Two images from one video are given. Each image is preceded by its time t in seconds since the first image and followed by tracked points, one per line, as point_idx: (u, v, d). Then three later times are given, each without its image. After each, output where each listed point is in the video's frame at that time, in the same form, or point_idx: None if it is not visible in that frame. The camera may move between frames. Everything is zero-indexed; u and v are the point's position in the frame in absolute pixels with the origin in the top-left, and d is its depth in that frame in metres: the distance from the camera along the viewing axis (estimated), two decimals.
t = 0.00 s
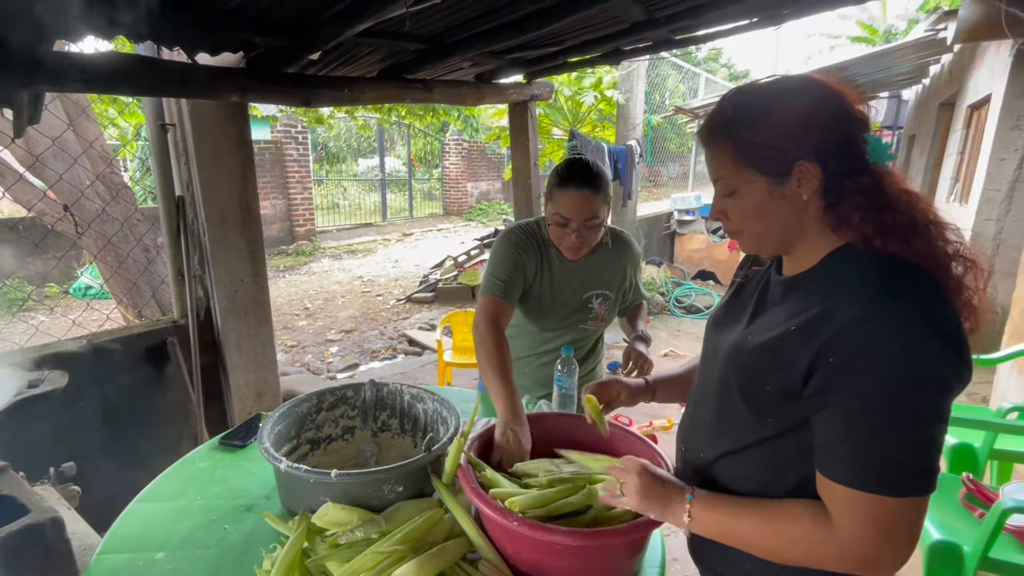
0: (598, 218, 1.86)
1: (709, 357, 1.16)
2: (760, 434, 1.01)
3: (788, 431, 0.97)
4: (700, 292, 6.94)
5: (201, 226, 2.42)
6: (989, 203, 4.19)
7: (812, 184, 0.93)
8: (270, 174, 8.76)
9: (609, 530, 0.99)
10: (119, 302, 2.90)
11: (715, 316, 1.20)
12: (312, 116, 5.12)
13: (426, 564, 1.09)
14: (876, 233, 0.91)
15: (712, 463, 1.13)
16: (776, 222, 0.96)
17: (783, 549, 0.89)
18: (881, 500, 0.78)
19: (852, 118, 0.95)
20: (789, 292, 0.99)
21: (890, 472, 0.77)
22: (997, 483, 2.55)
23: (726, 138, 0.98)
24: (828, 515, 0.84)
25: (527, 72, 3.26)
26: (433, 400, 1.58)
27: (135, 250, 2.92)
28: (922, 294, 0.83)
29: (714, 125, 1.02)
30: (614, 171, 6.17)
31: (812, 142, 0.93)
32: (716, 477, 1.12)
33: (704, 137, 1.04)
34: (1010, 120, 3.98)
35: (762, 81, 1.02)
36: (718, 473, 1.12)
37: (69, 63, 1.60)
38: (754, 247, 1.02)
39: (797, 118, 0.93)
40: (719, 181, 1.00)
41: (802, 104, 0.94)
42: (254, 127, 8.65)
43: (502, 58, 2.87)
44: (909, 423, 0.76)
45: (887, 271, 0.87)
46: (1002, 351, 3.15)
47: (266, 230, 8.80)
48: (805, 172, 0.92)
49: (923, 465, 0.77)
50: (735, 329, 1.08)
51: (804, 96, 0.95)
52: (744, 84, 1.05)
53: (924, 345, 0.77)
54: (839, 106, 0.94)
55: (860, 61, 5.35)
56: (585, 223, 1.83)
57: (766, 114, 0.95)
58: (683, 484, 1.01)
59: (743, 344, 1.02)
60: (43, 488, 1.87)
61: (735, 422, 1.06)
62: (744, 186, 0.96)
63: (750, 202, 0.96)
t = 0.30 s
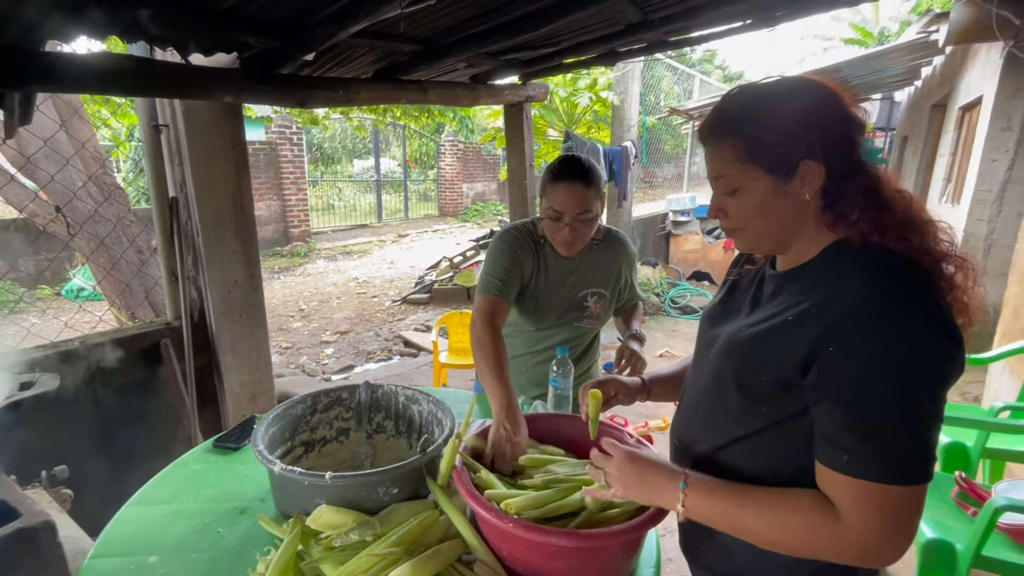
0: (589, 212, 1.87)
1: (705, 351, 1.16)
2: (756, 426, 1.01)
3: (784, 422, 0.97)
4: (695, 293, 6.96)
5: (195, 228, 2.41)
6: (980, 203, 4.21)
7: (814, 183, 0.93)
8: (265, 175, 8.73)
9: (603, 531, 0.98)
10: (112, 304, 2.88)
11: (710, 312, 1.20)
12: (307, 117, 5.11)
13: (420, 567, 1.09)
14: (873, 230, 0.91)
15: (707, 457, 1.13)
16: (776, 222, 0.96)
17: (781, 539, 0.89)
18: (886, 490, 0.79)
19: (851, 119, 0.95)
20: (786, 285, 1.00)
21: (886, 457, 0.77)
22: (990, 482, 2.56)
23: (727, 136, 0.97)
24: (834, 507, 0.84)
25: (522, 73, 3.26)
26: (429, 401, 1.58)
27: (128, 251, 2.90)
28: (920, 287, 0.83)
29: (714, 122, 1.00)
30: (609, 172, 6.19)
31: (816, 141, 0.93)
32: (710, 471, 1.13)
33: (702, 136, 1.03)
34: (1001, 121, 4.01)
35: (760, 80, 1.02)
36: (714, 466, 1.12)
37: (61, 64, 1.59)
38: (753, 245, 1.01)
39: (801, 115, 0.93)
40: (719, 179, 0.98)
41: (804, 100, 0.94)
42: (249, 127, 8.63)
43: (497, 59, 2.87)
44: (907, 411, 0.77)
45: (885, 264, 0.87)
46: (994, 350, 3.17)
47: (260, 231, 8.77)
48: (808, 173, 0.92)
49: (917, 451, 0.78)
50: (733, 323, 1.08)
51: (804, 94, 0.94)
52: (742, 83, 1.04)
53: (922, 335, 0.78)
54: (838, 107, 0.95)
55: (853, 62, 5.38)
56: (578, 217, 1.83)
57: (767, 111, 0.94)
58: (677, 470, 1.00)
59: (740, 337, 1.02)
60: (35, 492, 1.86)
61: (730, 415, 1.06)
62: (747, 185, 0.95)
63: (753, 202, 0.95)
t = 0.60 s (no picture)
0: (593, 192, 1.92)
1: (705, 345, 1.16)
2: (752, 418, 1.02)
3: (779, 414, 0.98)
4: (693, 292, 6.97)
5: (195, 228, 2.41)
6: (977, 203, 4.23)
7: (828, 181, 0.93)
8: (263, 176, 8.72)
9: (603, 529, 0.99)
10: (111, 305, 2.88)
11: (709, 306, 1.20)
12: (306, 118, 5.11)
13: (420, 566, 1.09)
14: (878, 227, 0.93)
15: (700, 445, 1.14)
16: (788, 221, 0.95)
17: (750, 503, 0.92)
18: (858, 474, 0.80)
19: (861, 116, 0.95)
20: (785, 278, 1.00)
21: (873, 444, 0.79)
22: (987, 479, 2.58)
23: (742, 132, 0.95)
24: (804, 480, 0.86)
25: (521, 74, 3.27)
26: (428, 401, 1.57)
27: (127, 252, 2.90)
28: (918, 280, 0.84)
29: (726, 118, 0.99)
30: (608, 172, 6.19)
31: (831, 137, 0.92)
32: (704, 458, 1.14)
33: (712, 132, 1.01)
34: (997, 121, 4.02)
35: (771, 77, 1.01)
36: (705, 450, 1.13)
37: (60, 64, 1.59)
38: (763, 245, 0.99)
39: (814, 111, 0.92)
40: (731, 177, 0.97)
41: (816, 96, 0.93)
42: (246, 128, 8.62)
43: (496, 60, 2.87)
44: (897, 402, 0.78)
45: (885, 257, 0.88)
46: (991, 349, 3.17)
47: (259, 231, 8.77)
48: (823, 172, 0.92)
49: (905, 441, 0.79)
50: (733, 315, 1.09)
51: (816, 89, 0.94)
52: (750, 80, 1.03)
53: (917, 329, 0.79)
54: (849, 104, 0.94)
55: (850, 63, 5.39)
56: (574, 208, 1.84)
57: (782, 106, 0.93)
58: (667, 417, 1.04)
59: (738, 329, 1.03)
60: (34, 492, 1.85)
61: (726, 405, 1.06)
62: (762, 183, 0.93)
63: (768, 200, 0.94)
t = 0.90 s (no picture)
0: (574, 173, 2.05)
1: (701, 347, 1.16)
2: (746, 420, 1.02)
3: (773, 416, 0.98)
4: (690, 292, 6.97)
5: (190, 229, 2.40)
6: (973, 203, 4.24)
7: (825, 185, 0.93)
8: (260, 176, 8.71)
9: (600, 530, 0.99)
10: (106, 306, 2.87)
11: (704, 307, 1.20)
12: (302, 118, 5.11)
13: (417, 567, 1.09)
14: (875, 229, 0.93)
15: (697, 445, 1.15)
16: (784, 223, 0.95)
17: (751, 505, 0.92)
18: (855, 476, 0.80)
19: (856, 117, 0.95)
20: (778, 280, 1.00)
21: (867, 446, 0.79)
22: (983, 479, 2.59)
23: (739, 134, 0.94)
24: (804, 482, 0.86)
25: (517, 74, 3.27)
26: (425, 402, 1.57)
27: (122, 253, 2.88)
28: (910, 283, 0.85)
29: (723, 119, 0.98)
30: (605, 172, 6.19)
31: (827, 139, 0.92)
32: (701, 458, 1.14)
33: (709, 133, 1.00)
34: (992, 121, 4.03)
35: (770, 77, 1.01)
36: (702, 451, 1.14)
37: (54, 64, 1.58)
38: (759, 247, 1.00)
39: (810, 112, 0.92)
40: (728, 179, 0.96)
41: (812, 96, 0.92)
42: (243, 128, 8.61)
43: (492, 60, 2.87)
44: (890, 405, 0.79)
45: (879, 260, 0.88)
46: (987, 348, 3.18)
47: (255, 232, 8.75)
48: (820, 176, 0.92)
49: (898, 443, 0.80)
50: (728, 317, 1.09)
51: (813, 89, 0.93)
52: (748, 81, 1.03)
53: (910, 331, 0.80)
54: (848, 106, 0.94)
55: (847, 63, 5.40)
56: (565, 199, 1.86)
57: (781, 108, 0.92)
58: (667, 421, 1.03)
59: (731, 331, 1.03)
60: (29, 494, 1.84)
61: (722, 407, 1.07)
62: (759, 186, 0.93)
63: (764, 204, 0.94)
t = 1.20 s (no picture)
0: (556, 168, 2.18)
1: (703, 346, 1.16)
2: (751, 418, 1.02)
3: (778, 414, 0.97)
4: (690, 292, 6.97)
5: (190, 229, 2.40)
6: (972, 202, 4.25)
7: (835, 184, 0.92)
8: (259, 176, 8.71)
9: (602, 530, 0.98)
10: (106, 306, 2.87)
11: (706, 305, 1.20)
12: (301, 118, 5.11)
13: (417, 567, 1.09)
14: (882, 229, 0.93)
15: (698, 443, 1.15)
16: (793, 222, 0.95)
17: (756, 504, 0.92)
18: (862, 474, 0.80)
19: (865, 116, 0.95)
20: (784, 278, 1.00)
21: (875, 444, 0.79)
22: (983, 478, 2.59)
23: (749, 132, 0.94)
24: (810, 480, 0.86)
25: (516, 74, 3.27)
26: (426, 402, 1.57)
27: (122, 253, 2.88)
28: (917, 281, 0.85)
29: (732, 117, 0.97)
30: (605, 172, 6.19)
31: (836, 137, 0.92)
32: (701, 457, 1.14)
33: (717, 130, 1.00)
34: (992, 120, 4.03)
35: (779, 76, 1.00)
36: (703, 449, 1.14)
37: (51, 63, 1.57)
38: (765, 245, 0.99)
39: (821, 110, 0.91)
40: (738, 178, 0.96)
41: (822, 93, 0.92)
42: (242, 128, 8.61)
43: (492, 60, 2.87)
44: (897, 402, 0.78)
45: (885, 257, 0.88)
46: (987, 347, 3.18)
47: (255, 232, 8.75)
48: (831, 175, 0.92)
49: (905, 441, 0.79)
50: (732, 315, 1.09)
51: (823, 87, 0.93)
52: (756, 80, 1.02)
53: (917, 330, 0.79)
54: (857, 105, 0.94)
55: (846, 63, 5.40)
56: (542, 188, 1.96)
57: (790, 106, 0.92)
58: (672, 421, 1.03)
59: (737, 329, 1.03)
60: (28, 494, 1.84)
61: (724, 405, 1.07)
62: (768, 185, 0.93)
63: (773, 202, 0.94)
